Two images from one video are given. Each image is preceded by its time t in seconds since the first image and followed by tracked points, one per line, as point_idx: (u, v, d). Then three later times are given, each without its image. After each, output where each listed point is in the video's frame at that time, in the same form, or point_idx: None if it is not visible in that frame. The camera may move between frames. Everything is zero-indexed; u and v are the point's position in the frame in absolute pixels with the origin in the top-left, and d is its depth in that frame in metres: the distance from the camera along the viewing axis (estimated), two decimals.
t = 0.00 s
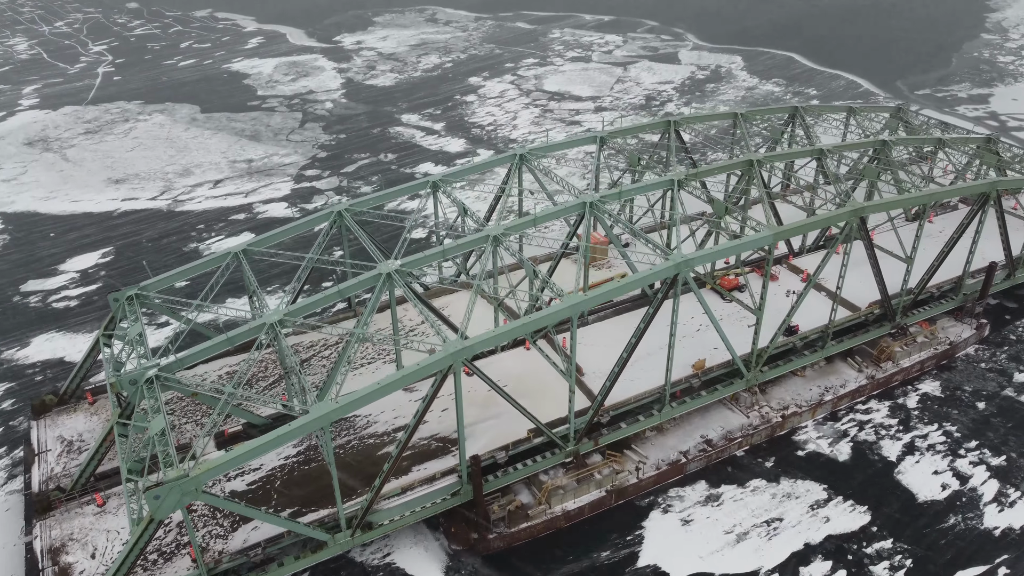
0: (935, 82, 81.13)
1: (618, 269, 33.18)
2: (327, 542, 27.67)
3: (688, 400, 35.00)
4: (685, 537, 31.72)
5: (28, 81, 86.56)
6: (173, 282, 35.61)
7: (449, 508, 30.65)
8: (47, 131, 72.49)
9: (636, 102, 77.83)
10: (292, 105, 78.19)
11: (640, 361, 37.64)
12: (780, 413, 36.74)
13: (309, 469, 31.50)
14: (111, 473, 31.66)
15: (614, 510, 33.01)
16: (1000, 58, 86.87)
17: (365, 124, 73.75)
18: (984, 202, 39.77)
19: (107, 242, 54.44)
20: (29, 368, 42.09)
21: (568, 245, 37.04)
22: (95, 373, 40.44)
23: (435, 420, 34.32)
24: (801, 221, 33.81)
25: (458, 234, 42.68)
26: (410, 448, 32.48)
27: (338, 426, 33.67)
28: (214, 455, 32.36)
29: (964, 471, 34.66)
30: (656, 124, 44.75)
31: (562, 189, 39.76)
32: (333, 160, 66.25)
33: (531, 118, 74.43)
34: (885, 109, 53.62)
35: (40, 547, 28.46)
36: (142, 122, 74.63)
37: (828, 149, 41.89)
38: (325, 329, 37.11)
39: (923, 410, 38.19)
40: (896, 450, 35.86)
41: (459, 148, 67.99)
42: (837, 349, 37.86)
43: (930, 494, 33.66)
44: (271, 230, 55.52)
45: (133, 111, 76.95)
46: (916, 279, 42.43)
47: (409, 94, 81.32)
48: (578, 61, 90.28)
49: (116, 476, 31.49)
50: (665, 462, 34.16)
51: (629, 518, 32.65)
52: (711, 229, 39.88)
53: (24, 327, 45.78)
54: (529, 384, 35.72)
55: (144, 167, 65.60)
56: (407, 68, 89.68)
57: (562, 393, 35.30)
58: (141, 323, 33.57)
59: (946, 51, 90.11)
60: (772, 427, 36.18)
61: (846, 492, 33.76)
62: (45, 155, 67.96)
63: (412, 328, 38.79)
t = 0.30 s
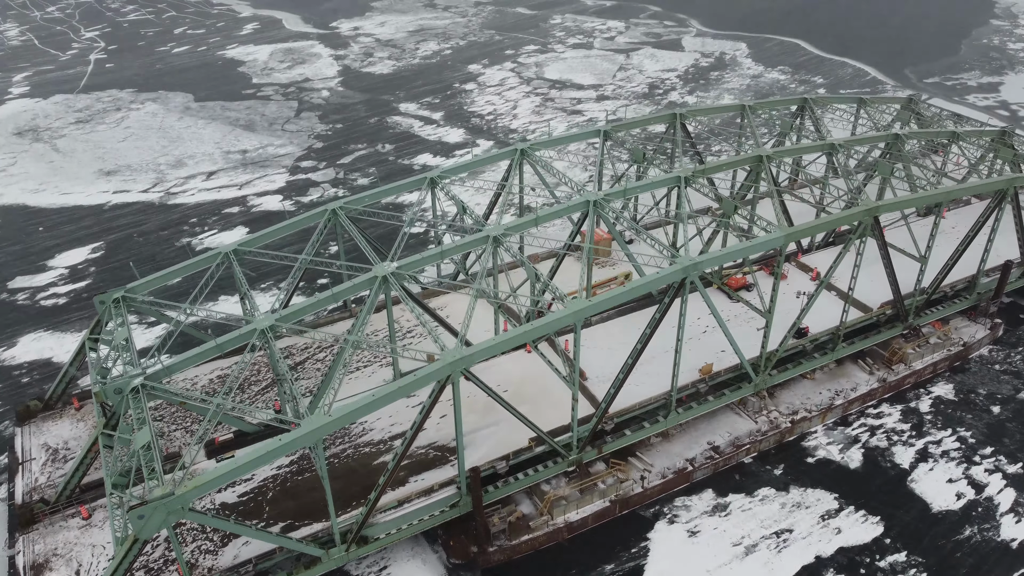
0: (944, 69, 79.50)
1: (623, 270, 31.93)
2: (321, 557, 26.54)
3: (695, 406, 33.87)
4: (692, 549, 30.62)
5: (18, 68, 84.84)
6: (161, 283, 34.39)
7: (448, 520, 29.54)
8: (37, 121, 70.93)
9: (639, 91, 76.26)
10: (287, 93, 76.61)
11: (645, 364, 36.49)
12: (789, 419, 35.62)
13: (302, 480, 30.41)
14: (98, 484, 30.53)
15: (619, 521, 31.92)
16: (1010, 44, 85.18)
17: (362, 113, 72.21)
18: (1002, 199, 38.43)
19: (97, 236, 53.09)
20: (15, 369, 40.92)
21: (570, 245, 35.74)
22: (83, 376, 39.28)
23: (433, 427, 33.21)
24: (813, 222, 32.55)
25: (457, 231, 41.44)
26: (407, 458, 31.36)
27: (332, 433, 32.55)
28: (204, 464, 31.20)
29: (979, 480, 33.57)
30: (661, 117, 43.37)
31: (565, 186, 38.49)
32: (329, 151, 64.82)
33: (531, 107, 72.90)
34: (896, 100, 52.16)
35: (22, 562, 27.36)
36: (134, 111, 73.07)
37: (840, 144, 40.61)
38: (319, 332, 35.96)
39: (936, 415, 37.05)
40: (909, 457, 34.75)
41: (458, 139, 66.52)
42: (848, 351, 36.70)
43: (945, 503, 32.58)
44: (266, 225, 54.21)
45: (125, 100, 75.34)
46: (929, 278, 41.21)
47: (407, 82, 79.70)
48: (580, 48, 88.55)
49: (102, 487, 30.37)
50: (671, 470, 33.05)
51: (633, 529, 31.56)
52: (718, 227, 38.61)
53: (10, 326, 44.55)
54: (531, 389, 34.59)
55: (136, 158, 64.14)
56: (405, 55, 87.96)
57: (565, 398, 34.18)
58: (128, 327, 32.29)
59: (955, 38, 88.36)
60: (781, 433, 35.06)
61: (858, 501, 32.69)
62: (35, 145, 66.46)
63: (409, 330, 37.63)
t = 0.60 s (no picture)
0: (953, 55, 77.75)
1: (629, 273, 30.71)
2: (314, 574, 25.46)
3: (702, 412, 32.77)
4: (699, 562, 29.54)
5: (7, 54, 83.07)
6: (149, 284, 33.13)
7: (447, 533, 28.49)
8: (26, 108, 69.38)
9: (642, 77, 74.60)
10: (282, 80, 74.97)
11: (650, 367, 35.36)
12: (798, 424, 34.52)
13: (295, 491, 29.36)
14: (83, 495, 29.41)
15: (623, 532, 30.85)
16: (1021, 29, 83.33)
17: (359, 101, 70.63)
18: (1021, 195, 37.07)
19: (87, 230, 51.81)
20: (1, 370, 39.76)
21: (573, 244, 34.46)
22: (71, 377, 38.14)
23: (431, 434, 32.12)
24: (827, 222, 31.25)
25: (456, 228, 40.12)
26: (404, 467, 30.27)
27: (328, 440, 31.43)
28: (194, 473, 30.06)
29: (995, 488, 32.49)
30: (667, 108, 41.96)
31: (568, 182, 37.20)
32: (325, 140, 63.36)
33: (532, 94, 71.31)
34: (908, 90, 50.66)
35: None
36: (126, 99, 71.48)
37: (853, 138, 39.29)
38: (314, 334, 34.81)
39: (950, 419, 35.91)
40: (922, 464, 33.66)
41: (457, 128, 65.01)
42: (860, 353, 35.55)
43: (959, 513, 31.52)
44: (260, 217, 52.88)
45: (117, 87, 73.69)
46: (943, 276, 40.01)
47: (405, 68, 78.01)
48: (581, 33, 86.72)
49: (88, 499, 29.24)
50: (676, 478, 31.98)
51: (638, 540, 30.49)
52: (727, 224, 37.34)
53: None
54: (532, 394, 33.48)
55: (128, 147, 62.67)
56: (403, 40, 86.16)
57: (568, 404, 33.09)
58: (114, 332, 30.99)
59: (964, 22, 86.47)
60: (790, 439, 33.98)
61: (870, 511, 31.62)
62: (24, 134, 64.94)
63: (408, 331, 36.50)
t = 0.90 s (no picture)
0: (963, 42, 76.05)
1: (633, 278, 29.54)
2: None
3: (710, 420, 31.69)
4: None
5: None
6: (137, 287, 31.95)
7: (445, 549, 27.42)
8: (15, 97, 67.77)
9: (645, 65, 72.96)
10: (277, 67, 73.32)
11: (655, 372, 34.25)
12: (808, 431, 33.42)
13: (287, 505, 28.30)
14: (68, 509, 28.38)
15: (627, 545, 29.79)
16: None
17: (356, 89, 69.02)
18: None
19: (76, 225, 50.48)
20: None
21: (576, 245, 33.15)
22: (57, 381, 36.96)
23: (428, 444, 31.04)
24: (842, 224, 30.01)
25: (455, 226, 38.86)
26: (401, 480, 29.20)
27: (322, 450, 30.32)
28: (183, 486, 28.92)
29: (1012, 499, 31.42)
30: (672, 101, 40.60)
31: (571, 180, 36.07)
32: (320, 130, 61.90)
33: (532, 82, 69.77)
34: (919, 81, 49.20)
35: None
36: (117, 87, 69.84)
37: (865, 133, 37.97)
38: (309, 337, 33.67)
39: (964, 425, 34.79)
40: (936, 473, 32.57)
41: (456, 117, 63.52)
42: (872, 358, 34.42)
43: (975, 525, 30.47)
44: (253, 212, 51.54)
45: (108, 74, 72.01)
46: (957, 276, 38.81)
47: (403, 55, 76.34)
48: (583, 18, 84.90)
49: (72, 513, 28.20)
50: (683, 489, 30.91)
51: (643, 554, 29.42)
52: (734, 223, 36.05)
53: None
54: (534, 402, 32.38)
55: (119, 137, 61.17)
56: (401, 25, 84.33)
57: (571, 412, 31.99)
58: (100, 338, 29.75)
59: (974, 8, 84.66)
60: (800, 447, 32.89)
61: (882, 523, 30.55)
62: (13, 123, 63.39)
63: (406, 333, 35.35)
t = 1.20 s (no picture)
0: (974, 29, 74.35)
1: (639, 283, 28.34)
2: None
3: (717, 430, 30.62)
4: None
5: None
6: (123, 292, 30.72)
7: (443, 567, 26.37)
8: (3, 86, 66.18)
9: (648, 52, 71.35)
10: (272, 54, 71.67)
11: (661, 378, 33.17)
12: (818, 440, 32.34)
13: (280, 521, 27.27)
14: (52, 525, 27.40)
15: (632, 560, 28.75)
16: None
17: (352, 77, 67.45)
18: None
19: (65, 221, 49.20)
20: None
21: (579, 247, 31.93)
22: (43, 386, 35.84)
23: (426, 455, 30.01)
24: (858, 227, 28.76)
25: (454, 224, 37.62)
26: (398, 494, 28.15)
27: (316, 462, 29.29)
28: (172, 501, 27.97)
29: None
30: (679, 95, 39.22)
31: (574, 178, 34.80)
32: (316, 121, 60.43)
33: (533, 71, 68.22)
34: (932, 72, 47.72)
35: None
36: (109, 75, 68.23)
37: (879, 129, 36.62)
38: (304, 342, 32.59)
39: (979, 432, 33.67)
40: (950, 484, 31.50)
41: (455, 107, 62.03)
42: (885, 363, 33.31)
43: (992, 540, 29.43)
44: (247, 207, 50.24)
45: (99, 62, 70.35)
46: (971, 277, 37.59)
47: (401, 42, 74.65)
48: (584, 3, 83.06)
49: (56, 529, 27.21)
50: (689, 502, 29.86)
51: (648, 570, 28.38)
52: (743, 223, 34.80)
53: None
54: (535, 411, 31.33)
55: (109, 128, 59.70)
56: (398, 11, 82.50)
57: (574, 422, 30.92)
58: (84, 347, 28.59)
59: None
60: (810, 456, 31.81)
61: (896, 537, 29.52)
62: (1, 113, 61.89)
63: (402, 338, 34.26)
